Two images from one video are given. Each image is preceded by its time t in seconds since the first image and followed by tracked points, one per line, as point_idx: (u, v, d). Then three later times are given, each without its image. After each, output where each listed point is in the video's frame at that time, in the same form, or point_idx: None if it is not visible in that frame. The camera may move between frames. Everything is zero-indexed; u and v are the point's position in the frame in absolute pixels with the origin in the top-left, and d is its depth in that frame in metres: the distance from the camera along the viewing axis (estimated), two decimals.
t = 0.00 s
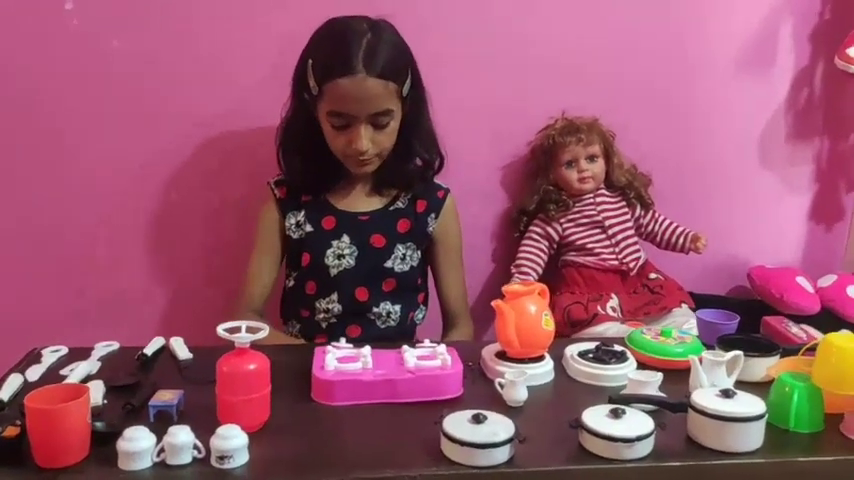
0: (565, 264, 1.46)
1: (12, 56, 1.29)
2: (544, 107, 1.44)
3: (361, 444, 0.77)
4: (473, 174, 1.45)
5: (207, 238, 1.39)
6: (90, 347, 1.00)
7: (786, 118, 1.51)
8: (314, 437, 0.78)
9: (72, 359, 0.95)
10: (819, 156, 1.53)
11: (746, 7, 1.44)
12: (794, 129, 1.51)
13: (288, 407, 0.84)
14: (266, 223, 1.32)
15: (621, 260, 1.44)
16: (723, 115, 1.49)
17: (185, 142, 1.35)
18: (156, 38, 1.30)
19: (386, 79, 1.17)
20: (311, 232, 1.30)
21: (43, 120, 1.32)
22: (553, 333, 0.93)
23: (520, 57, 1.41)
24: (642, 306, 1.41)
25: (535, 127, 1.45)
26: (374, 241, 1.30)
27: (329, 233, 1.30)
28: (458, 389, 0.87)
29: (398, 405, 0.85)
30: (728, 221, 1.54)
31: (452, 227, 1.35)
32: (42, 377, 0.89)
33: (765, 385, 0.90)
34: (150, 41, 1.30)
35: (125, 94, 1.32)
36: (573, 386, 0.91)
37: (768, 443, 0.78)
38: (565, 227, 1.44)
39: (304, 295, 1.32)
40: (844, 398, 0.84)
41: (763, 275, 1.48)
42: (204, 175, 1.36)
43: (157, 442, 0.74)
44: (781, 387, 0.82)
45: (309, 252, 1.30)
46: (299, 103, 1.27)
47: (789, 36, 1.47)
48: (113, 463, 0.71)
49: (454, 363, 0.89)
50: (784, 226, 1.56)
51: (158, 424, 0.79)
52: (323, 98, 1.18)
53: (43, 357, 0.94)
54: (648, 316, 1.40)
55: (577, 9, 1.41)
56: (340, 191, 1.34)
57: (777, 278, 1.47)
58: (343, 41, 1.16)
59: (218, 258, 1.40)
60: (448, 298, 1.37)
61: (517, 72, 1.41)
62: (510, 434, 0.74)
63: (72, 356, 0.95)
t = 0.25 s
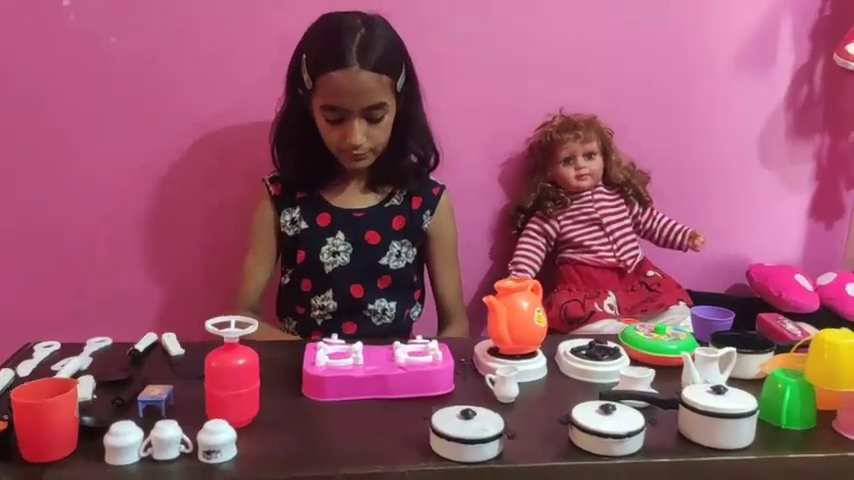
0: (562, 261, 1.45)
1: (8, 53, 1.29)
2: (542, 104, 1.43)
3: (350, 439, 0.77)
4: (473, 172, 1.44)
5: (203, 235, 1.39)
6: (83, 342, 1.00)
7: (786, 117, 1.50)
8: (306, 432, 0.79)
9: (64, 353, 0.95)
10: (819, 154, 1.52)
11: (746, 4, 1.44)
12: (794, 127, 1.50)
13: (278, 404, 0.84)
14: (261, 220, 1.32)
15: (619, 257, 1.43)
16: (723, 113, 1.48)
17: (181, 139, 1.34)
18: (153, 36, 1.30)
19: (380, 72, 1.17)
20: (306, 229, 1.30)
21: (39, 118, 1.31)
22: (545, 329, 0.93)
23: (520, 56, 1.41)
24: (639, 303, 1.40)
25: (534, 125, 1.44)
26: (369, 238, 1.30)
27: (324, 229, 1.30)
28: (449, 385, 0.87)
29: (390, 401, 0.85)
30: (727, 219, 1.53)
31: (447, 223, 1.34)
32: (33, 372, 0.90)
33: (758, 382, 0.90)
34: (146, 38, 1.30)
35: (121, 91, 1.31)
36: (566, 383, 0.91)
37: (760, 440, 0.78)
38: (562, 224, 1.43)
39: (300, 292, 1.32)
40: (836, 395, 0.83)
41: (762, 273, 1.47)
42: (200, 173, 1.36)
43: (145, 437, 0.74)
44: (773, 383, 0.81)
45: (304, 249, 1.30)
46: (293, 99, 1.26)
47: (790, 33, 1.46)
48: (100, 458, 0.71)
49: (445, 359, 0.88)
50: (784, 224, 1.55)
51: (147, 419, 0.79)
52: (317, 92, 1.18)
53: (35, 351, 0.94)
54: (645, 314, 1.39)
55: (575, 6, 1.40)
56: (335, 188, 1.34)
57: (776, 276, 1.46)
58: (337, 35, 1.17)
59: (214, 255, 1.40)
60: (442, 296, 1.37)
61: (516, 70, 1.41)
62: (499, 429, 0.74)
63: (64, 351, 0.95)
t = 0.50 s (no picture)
0: (560, 255, 1.44)
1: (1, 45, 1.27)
2: (540, 97, 1.42)
3: (341, 429, 0.77)
4: (473, 168, 1.43)
5: (198, 229, 1.37)
6: (75, 332, 1.00)
7: (786, 110, 1.48)
8: (300, 421, 0.78)
9: (56, 343, 0.95)
10: (820, 147, 1.51)
11: None
12: (795, 121, 1.49)
13: (269, 396, 0.84)
14: (256, 210, 1.31)
15: (617, 250, 1.42)
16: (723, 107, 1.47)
17: (175, 131, 1.33)
18: (147, 27, 1.29)
19: (373, 61, 1.16)
20: (301, 221, 1.29)
21: (32, 110, 1.30)
22: (539, 319, 0.92)
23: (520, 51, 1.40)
24: (638, 296, 1.39)
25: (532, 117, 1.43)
26: (364, 230, 1.29)
27: (319, 221, 1.29)
28: (442, 375, 0.87)
29: (381, 390, 0.86)
30: (727, 212, 1.52)
31: (443, 215, 1.33)
32: (24, 361, 0.89)
33: (755, 374, 0.89)
34: (140, 29, 1.29)
35: (115, 83, 1.30)
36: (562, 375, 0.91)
37: (755, 431, 0.77)
38: (560, 217, 1.42)
39: (296, 284, 1.31)
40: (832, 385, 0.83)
41: (762, 267, 1.46)
42: (195, 165, 1.35)
43: (133, 424, 0.74)
44: (769, 374, 0.81)
45: (300, 241, 1.29)
46: (288, 90, 1.26)
47: (790, 26, 1.45)
48: (88, 445, 0.71)
49: (439, 349, 0.89)
50: (785, 217, 1.53)
51: (137, 407, 0.79)
52: (310, 82, 1.17)
53: (27, 341, 0.94)
54: (643, 306, 1.38)
55: None
56: (331, 180, 1.33)
57: (776, 270, 1.45)
58: (330, 25, 1.16)
59: (209, 249, 1.38)
60: (438, 288, 1.36)
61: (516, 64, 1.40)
62: (491, 418, 0.74)
63: (55, 341, 0.95)
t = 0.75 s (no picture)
0: (563, 252, 1.42)
1: None
2: (542, 93, 1.41)
3: (339, 427, 0.76)
4: (475, 165, 1.42)
5: (196, 226, 1.36)
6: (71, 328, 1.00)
7: (792, 106, 1.47)
8: (296, 418, 0.78)
9: (51, 338, 0.95)
10: (826, 143, 1.49)
11: None
12: (800, 117, 1.47)
13: (266, 395, 0.83)
14: (256, 207, 1.31)
15: (620, 247, 1.41)
16: (727, 104, 1.45)
17: (174, 128, 1.32)
18: (145, 23, 1.28)
19: (372, 56, 1.15)
20: (302, 217, 1.28)
21: (30, 107, 1.29)
22: (538, 316, 0.91)
23: (523, 47, 1.38)
24: (640, 294, 1.38)
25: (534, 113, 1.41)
26: (365, 226, 1.28)
27: (320, 217, 1.28)
28: (440, 372, 0.87)
29: (379, 387, 0.85)
30: (732, 210, 1.50)
31: (444, 211, 1.32)
32: (19, 357, 0.89)
33: (757, 372, 0.88)
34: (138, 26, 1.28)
35: (114, 80, 1.29)
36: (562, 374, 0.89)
37: (757, 430, 0.76)
38: (563, 214, 1.41)
39: (297, 280, 1.30)
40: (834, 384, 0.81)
41: (765, 265, 1.44)
42: (195, 163, 1.34)
43: (126, 421, 0.74)
44: (772, 372, 0.79)
45: (301, 237, 1.28)
46: (287, 86, 1.24)
47: (796, 21, 1.43)
48: (81, 442, 0.72)
49: (437, 346, 0.88)
50: (791, 215, 1.51)
51: (131, 404, 0.79)
52: (308, 77, 1.16)
53: (23, 337, 0.94)
54: (647, 304, 1.36)
55: None
56: (332, 176, 1.32)
57: (781, 268, 1.43)
58: (327, 19, 1.15)
59: (208, 245, 1.37)
60: (437, 285, 1.35)
61: (518, 60, 1.39)
62: (489, 416, 0.73)
63: (51, 336, 0.95)
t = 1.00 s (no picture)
0: (572, 249, 1.41)
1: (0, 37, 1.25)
2: (550, 88, 1.39)
3: (345, 428, 0.75)
4: (482, 162, 1.40)
5: (200, 222, 1.35)
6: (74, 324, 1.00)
7: (804, 102, 1.44)
8: (301, 419, 0.76)
9: (54, 336, 0.94)
10: (840, 140, 1.47)
11: None
12: (812, 113, 1.45)
13: (270, 394, 0.82)
14: (262, 205, 1.30)
15: (630, 245, 1.39)
16: (737, 100, 1.43)
17: (178, 124, 1.30)
18: (148, 18, 1.26)
19: (373, 51, 1.14)
20: (308, 214, 1.27)
21: (32, 103, 1.28)
22: (548, 315, 0.89)
23: (531, 42, 1.36)
24: (650, 292, 1.36)
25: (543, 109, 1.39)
26: (372, 223, 1.27)
27: (326, 214, 1.27)
28: (447, 372, 0.85)
29: (386, 386, 0.84)
30: (743, 208, 1.48)
31: (451, 208, 1.31)
32: (22, 353, 0.89)
33: (771, 373, 0.86)
34: (141, 20, 1.26)
35: (117, 75, 1.28)
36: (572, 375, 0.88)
37: (771, 433, 0.75)
38: (572, 211, 1.39)
39: (304, 277, 1.29)
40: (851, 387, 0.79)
41: (776, 264, 1.42)
42: (199, 159, 1.32)
43: (129, 420, 0.73)
44: (787, 374, 0.78)
45: (307, 234, 1.27)
46: (291, 82, 1.23)
47: (810, 16, 1.41)
48: (83, 442, 0.71)
49: (444, 345, 0.87)
50: (804, 213, 1.49)
51: (134, 403, 0.78)
52: (310, 73, 1.14)
53: (25, 333, 0.94)
54: (657, 303, 1.34)
55: None
56: (337, 173, 1.31)
57: (793, 267, 1.41)
58: (328, 14, 1.13)
59: (211, 242, 1.36)
60: (443, 282, 1.34)
61: (526, 56, 1.37)
62: (497, 418, 0.71)
63: (53, 334, 0.95)
